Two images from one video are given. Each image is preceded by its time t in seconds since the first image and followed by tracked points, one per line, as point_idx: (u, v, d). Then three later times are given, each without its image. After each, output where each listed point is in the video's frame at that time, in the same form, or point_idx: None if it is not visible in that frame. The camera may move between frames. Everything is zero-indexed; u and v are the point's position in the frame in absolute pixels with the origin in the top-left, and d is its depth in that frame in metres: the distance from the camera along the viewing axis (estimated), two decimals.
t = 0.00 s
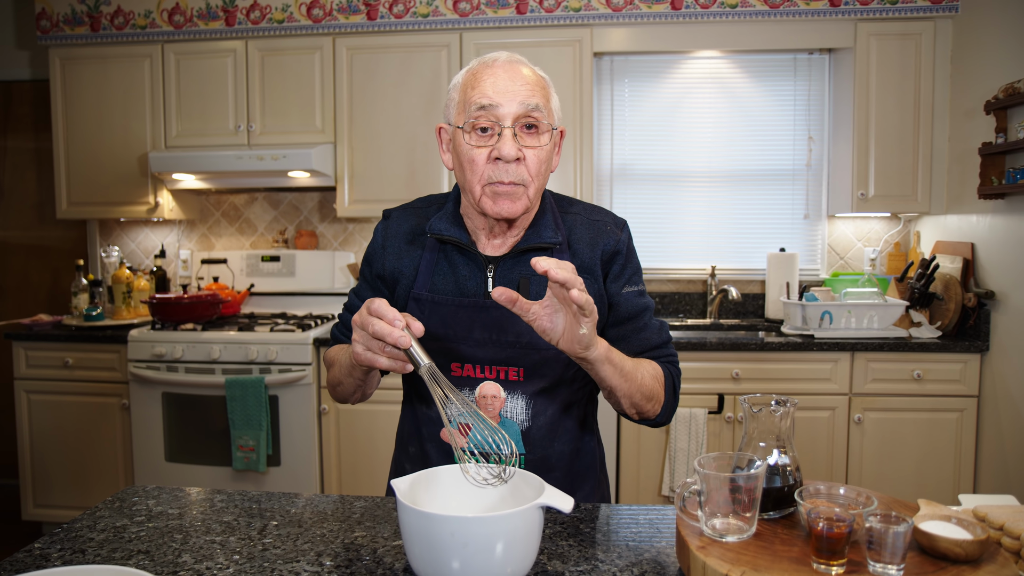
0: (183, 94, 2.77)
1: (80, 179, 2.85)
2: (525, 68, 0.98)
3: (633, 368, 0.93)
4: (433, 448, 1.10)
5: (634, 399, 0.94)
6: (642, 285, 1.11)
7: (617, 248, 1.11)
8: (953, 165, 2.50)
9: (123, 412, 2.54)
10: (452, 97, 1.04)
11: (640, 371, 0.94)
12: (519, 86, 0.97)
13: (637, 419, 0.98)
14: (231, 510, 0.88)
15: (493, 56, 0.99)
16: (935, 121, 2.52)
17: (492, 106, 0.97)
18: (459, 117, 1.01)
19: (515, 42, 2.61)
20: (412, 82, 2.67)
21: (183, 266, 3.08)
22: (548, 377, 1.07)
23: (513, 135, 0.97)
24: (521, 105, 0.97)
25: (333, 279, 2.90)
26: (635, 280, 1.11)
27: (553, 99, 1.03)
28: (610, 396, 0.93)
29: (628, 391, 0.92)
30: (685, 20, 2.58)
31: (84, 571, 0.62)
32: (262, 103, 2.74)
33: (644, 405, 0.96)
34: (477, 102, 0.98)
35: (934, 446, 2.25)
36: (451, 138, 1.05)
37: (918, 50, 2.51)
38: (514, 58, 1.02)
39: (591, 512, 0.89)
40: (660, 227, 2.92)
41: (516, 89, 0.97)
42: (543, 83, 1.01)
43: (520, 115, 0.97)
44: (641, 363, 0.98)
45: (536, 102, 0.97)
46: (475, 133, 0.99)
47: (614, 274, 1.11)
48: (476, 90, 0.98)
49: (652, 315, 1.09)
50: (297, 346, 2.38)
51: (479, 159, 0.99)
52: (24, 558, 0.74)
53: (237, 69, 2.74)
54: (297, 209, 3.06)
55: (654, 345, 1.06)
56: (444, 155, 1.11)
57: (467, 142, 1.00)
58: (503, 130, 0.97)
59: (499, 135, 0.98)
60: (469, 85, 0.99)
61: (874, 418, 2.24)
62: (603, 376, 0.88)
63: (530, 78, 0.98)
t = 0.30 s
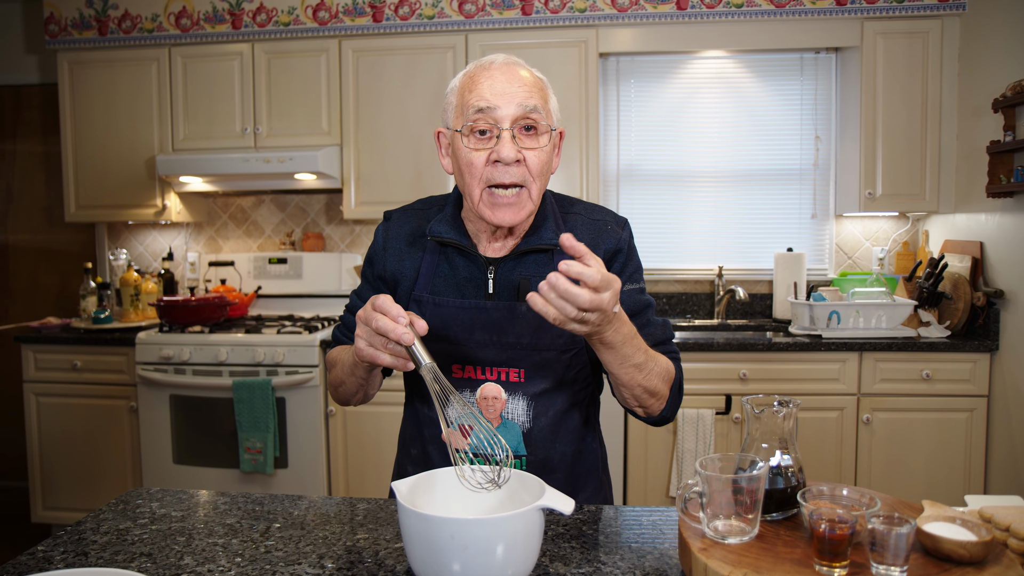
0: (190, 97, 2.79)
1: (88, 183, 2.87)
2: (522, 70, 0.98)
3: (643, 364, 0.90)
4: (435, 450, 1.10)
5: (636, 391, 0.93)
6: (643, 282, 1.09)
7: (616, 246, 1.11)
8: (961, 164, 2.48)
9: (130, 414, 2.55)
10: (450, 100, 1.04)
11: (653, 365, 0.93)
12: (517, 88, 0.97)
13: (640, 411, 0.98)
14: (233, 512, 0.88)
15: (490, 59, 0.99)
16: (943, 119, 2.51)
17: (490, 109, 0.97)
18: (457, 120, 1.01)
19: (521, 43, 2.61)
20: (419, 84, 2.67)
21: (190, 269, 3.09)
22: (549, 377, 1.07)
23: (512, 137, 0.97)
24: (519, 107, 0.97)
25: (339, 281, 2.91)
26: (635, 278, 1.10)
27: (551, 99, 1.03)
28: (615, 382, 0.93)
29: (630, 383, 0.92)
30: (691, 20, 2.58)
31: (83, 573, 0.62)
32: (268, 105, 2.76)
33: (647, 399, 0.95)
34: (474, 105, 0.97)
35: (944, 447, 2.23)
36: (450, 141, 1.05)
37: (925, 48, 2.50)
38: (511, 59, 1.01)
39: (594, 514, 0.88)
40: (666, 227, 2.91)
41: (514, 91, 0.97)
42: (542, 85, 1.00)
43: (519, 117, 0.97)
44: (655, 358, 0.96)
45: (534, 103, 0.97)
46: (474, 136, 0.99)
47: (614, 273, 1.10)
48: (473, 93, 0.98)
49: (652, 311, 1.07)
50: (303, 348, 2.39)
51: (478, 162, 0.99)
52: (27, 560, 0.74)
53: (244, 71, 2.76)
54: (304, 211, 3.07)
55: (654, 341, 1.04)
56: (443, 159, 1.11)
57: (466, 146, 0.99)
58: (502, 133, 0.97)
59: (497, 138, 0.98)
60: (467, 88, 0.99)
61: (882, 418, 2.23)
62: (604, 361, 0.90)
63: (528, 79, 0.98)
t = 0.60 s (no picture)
0: (197, 100, 2.80)
1: (96, 186, 2.88)
2: (522, 74, 0.98)
3: (633, 360, 0.89)
4: (439, 451, 1.10)
5: (624, 388, 0.92)
6: (643, 280, 1.09)
7: (619, 245, 1.10)
8: (969, 163, 2.47)
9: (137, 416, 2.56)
10: (450, 106, 1.04)
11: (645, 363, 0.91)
12: (518, 93, 0.97)
13: (630, 408, 0.97)
14: (237, 514, 0.89)
15: (491, 64, 0.99)
16: (950, 118, 2.49)
17: (492, 114, 0.97)
18: (459, 126, 1.01)
19: (525, 44, 2.61)
20: (424, 86, 2.68)
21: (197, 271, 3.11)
22: (553, 378, 1.07)
23: (514, 142, 0.97)
24: (521, 111, 0.96)
25: (346, 283, 2.91)
26: (636, 277, 1.09)
27: (553, 103, 1.03)
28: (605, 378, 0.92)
29: (617, 379, 0.90)
30: (696, 20, 2.58)
31: None
32: (274, 108, 2.77)
33: (636, 396, 0.94)
34: (476, 111, 0.97)
35: (952, 447, 2.21)
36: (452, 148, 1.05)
37: (932, 46, 2.49)
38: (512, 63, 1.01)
39: (599, 515, 0.88)
40: (672, 227, 2.90)
41: (516, 96, 0.97)
42: (543, 88, 1.00)
43: (521, 122, 0.97)
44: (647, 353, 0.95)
45: (536, 107, 0.97)
46: (476, 142, 0.99)
47: (615, 270, 1.10)
48: (474, 98, 0.98)
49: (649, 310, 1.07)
50: (309, 350, 2.39)
51: (481, 168, 0.99)
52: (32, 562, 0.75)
53: (250, 74, 2.77)
54: (310, 213, 3.08)
55: (653, 340, 1.04)
56: (444, 165, 1.11)
57: (469, 152, 0.99)
58: (504, 138, 0.97)
59: (500, 144, 0.98)
60: (468, 94, 0.99)
61: (890, 419, 2.21)
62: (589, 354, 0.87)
63: (529, 84, 0.98)
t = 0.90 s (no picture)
0: (196, 102, 2.80)
1: (96, 188, 2.88)
2: (517, 77, 0.98)
3: (628, 364, 0.89)
4: (436, 453, 1.10)
5: (620, 395, 0.92)
6: (639, 284, 1.09)
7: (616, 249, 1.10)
8: (968, 164, 2.47)
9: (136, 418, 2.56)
10: (446, 110, 1.04)
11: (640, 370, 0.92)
12: (514, 96, 0.97)
13: (625, 415, 0.97)
14: (236, 516, 0.89)
15: (486, 68, 0.99)
16: (950, 120, 2.49)
17: (487, 119, 0.97)
18: (455, 131, 1.01)
19: (524, 46, 2.61)
20: (424, 87, 2.68)
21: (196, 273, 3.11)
22: (550, 382, 1.07)
23: (510, 147, 0.97)
24: (516, 115, 0.96)
25: (345, 285, 2.91)
26: (633, 280, 1.09)
27: (549, 105, 1.03)
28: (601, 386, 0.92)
29: (612, 385, 0.90)
30: (695, 22, 2.58)
31: None
32: (274, 110, 2.77)
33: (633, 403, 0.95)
34: (472, 116, 0.97)
35: (951, 449, 2.21)
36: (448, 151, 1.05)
37: (932, 48, 2.49)
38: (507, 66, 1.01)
39: (598, 518, 0.88)
40: (671, 229, 2.91)
41: (511, 100, 0.97)
42: (539, 91, 1.00)
43: (517, 125, 0.97)
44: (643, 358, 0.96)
45: (531, 110, 0.97)
46: (472, 147, 0.99)
47: (613, 273, 1.10)
48: (470, 103, 0.98)
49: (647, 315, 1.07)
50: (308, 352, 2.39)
51: (478, 172, 0.99)
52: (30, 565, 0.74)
53: (249, 76, 2.77)
54: (310, 215, 3.08)
55: (649, 344, 1.04)
56: (441, 168, 1.11)
57: (465, 157, 0.99)
58: (500, 143, 0.97)
59: (496, 148, 0.98)
60: (463, 98, 0.99)
61: (889, 420, 2.21)
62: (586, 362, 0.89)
63: (524, 87, 0.98)
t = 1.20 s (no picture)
0: (191, 102, 2.80)
1: (90, 189, 2.87)
2: (509, 71, 0.98)
3: (618, 381, 0.91)
4: (431, 454, 1.10)
5: (616, 408, 0.93)
6: (633, 284, 1.11)
7: (610, 249, 1.11)
8: (963, 164, 2.48)
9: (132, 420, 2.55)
10: (438, 105, 1.03)
11: (631, 382, 0.93)
12: (506, 91, 0.97)
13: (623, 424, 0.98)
14: (233, 518, 0.88)
15: (478, 62, 0.99)
16: (945, 120, 2.50)
17: (479, 113, 0.97)
18: (447, 124, 1.01)
19: (520, 46, 2.61)
20: (420, 88, 2.67)
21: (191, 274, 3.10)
22: (544, 382, 1.07)
23: (502, 141, 0.97)
24: (508, 109, 0.97)
25: (341, 286, 2.90)
26: (627, 279, 1.11)
27: (540, 101, 1.03)
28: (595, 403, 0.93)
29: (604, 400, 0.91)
30: (691, 22, 2.58)
31: None
32: (269, 111, 2.76)
33: (629, 413, 0.95)
34: (464, 110, 0.97)
35: (947, 448, 2.22)
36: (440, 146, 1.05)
37: (927, 48, 2.50)
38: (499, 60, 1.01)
39: (596, 518, 0.88)
40: (667, 229, 2.91)
41: (503, 94, 0.97)
42: (531, 86, 1.01)
43: (508, 120, 0.97)
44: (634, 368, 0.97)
45: (523, 105, 0.97)
46: (464, 141, 0.98)
47: (607, 273, 1.11)
48: (462, 97, 0.98)
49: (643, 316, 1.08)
50: (305, 353, 2.39)
51: (469, 166, 0.99)
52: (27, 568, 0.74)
53: (244, 76, 2.76)
54: (305, 216, 3.07)
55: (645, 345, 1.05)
56: (433, 164, 1.11)
57: (457, 150, 0.99)
58: (491, 137, 0.97)
59: (487, 142, 0.98)
60: (456, 92, 0.99)
61: (885, 419, 2.22)
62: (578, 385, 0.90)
63: (516, 81, 0.98)
